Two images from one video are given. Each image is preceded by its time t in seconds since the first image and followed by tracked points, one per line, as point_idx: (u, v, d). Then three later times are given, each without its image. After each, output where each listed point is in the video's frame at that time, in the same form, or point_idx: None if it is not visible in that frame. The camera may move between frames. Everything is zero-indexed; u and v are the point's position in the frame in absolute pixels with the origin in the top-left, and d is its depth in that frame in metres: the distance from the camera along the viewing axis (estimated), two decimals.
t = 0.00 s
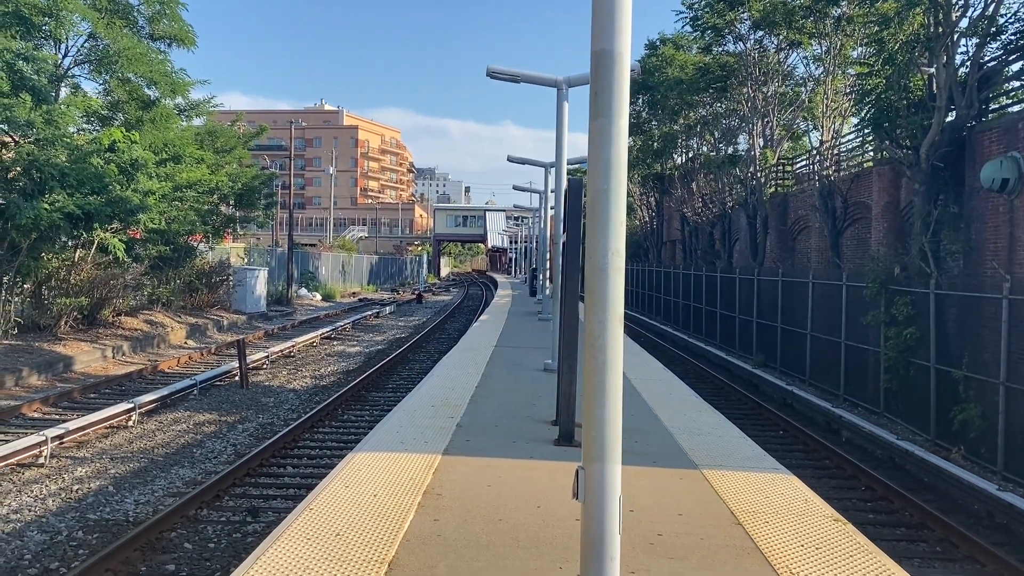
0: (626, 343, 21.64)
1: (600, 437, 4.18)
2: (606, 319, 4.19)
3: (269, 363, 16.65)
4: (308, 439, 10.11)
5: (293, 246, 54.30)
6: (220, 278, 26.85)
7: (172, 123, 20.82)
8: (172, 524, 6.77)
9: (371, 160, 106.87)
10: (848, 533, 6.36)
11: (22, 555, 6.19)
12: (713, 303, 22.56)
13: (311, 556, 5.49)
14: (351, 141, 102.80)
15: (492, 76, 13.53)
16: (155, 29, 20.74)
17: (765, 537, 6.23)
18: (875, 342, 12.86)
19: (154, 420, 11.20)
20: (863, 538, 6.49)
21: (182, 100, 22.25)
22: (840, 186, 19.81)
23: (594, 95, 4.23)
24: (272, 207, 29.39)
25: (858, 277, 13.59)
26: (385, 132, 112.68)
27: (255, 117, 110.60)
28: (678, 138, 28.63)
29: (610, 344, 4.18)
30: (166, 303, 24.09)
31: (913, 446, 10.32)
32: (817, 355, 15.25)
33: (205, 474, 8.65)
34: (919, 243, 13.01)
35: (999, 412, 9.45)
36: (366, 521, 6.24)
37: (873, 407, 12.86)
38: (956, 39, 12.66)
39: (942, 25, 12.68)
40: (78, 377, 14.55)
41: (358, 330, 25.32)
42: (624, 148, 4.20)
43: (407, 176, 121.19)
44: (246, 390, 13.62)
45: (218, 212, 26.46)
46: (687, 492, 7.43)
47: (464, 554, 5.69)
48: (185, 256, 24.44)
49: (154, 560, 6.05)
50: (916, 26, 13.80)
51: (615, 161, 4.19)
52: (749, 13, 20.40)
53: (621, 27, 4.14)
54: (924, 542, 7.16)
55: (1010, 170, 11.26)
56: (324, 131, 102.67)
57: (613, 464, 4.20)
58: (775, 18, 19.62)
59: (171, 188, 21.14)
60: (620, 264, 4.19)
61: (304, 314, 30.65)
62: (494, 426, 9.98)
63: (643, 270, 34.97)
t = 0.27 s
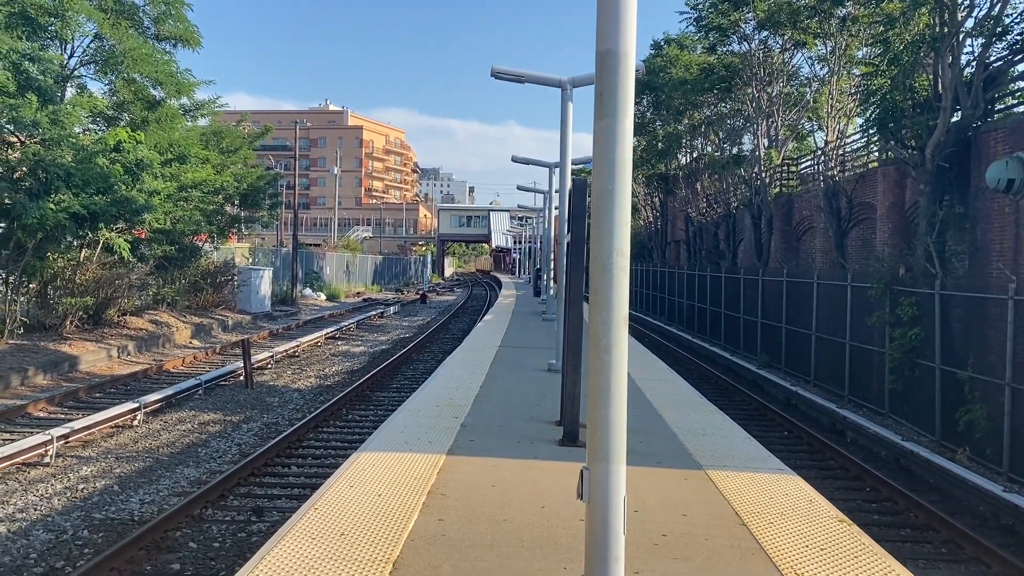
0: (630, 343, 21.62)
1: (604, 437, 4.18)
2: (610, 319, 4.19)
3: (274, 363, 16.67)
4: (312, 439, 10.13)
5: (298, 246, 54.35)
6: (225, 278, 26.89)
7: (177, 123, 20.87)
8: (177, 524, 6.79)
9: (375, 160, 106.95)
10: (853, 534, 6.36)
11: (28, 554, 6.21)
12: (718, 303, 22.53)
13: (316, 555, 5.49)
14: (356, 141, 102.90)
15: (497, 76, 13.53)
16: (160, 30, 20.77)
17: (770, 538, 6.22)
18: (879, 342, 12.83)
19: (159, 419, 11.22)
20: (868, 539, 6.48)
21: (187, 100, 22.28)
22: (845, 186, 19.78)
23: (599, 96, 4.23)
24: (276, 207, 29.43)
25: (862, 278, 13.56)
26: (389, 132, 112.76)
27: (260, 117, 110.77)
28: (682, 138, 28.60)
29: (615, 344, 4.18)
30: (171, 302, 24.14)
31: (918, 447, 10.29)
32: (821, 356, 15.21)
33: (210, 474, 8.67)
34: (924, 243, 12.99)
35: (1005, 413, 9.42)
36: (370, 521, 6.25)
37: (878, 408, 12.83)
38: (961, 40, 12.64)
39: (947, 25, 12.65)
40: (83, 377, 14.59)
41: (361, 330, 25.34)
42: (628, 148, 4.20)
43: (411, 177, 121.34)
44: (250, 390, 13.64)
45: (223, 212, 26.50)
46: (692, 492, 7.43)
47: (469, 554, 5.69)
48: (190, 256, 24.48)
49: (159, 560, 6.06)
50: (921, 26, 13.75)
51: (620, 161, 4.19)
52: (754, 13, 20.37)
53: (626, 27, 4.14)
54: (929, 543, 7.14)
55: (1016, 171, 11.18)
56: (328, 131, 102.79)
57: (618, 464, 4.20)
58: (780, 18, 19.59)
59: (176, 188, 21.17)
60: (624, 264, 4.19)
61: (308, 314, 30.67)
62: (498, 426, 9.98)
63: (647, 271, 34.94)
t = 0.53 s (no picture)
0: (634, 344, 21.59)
1: (609, 438, 4.18)
2: (615, 320, 4.19)
3: (278, 363, 16.69)
4: (317, 439, 10.14)
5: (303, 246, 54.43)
6: (229, 278, 26.94)
7: (182, 124, 20.92)
8: (182, 523, 6.79)
9: (379, 160, 107.03)
10: (858, 535, 6.34)
11: (34, 553, 6.22)
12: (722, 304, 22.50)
13: (321, 555, 5.49)
14: (361, 142, 103.02)
15: (502, 76, 13.53)
16: (166, 30, 20.80)
17: (775, 539, 6.21)
18: (885, 343, 12.80)
19: (164, 419, 11.24)
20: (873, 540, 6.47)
21: (193, 101, 22.32)
22: (850, 186, 19.74)
23: (603, 97, 4.22)
24: (281, 207, 29.47)
25: (868, 279, 13.53)
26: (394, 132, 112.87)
27: (265, 117, 111.00)
28: (687, 138, 28.57)
29: (619, 344, 4.18)
30: (177, 303, 24.18)
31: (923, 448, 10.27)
32: (826, 357, 15.18)
33: (215, 474, 8.68)
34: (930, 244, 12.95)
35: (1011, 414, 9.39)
36: (375, 521, 6.25)
37: (883, 409, 12.80)
38: (967, 40, 12.59)
39: (953, 26, 12.61)
40: (89, 377, 14.62)
41: (366, 331, 25.36)
42: (633, 148, 4.20)
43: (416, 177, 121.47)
44: (255, 390, 13.66)
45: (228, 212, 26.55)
46: (696, 493, 7.41)
47: (473, 555, 5.69)
48: (195, 257, 24.53)
49: (164, 560, 6.07)
50: (927, 26, 13.72)
51: (625, 162, 4.19)
52: (759, 13, 20.35)
53: (630, 28, 4.14)
54: (935, 545, 7.12)
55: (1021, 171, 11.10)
56: (333, 132, 102.94)
57: (622, 465, 4.19)
58: (785, 18, 19.56)
59: (182, 188, 21.20)
60: (629, 265, 4.19)
61: (313, 314, 30.70)
62: (503, 427, 9.97)
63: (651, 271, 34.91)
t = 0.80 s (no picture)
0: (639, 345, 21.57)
1: (613, 439, 4.17)
2: (620, 321, 4.19)
3: (283, 364, 16.71)
4: (321, 440, 10.15)
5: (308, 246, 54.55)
6: (235, 278, 26.99)
7: (188, 125, 20.97)
8: (187, 523, 6.81)
9: (384, 161, 107.13)
10: (863, 536, 6.33)
11: (39, 552, 6.24)
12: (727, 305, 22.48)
13: (325, 556, 5.50)
14: (366, 143, 103.14)
15: (507, 77, 13.53)
16: (172, 31, 20.83)
17: (779, 541, 6.19)
18: (890, 345, 12.77)
19: (169, 419, 11.27)
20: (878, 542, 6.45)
21: (198, 101, 22.37)
22: (855, 188, 19.71)
23: (609, 97, 4.22)
24: (286, 208, 29.52)
25: (873, 280, 13.50)
26: (399, 133, 112.98)
27: (270, 118, 111.24)
28: (692, 139, 28.55)
29: (624, 345, 4.18)
30: (182, 303, 24.24)
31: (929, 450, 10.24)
32: (832, 358, 15.15)
33: (219, 474, 8.69)
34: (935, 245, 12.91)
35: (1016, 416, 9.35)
36: (379, 522, 6.25)
37: (889, 411, 12.77)
38: (973, 41, 12.56)
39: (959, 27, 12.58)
40: (94, 377, 14.67)
41: (370, 331, 25.38)
42: (638, 149, 4.19)
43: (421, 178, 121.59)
44: (260, 390, 13.69)
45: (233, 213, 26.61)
46: (700, 494, 7.41)
47: (478, 555, 5.69)
48: (200, 257, 24.59)
49: (169, 559, 6.08)
50: (934, 27, 13.69)
51: (630, 162, 4.19)
52: (764, 14, 20.33)
53: (636, 29, 4.14)
54: (940, 547, 7.11)
55: None
56: (338, 132, 103.07)
57: (626, 465, 4.19)
58: (791, 19, 19.53)
59: (187, 189, 21.24)
60: (634, 265, 4.18)
61: (318, 314, 30.76)
62: (507, 428, 9.98)
63: (656, 273, 34.88)
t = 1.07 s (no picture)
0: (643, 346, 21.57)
1: (617, 440, 4.18)
2: (624, 324, 4.20)
3: (288, 365, 16.76)
4: (326, 441, 10.17)
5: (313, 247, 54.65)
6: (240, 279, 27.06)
7: (193, 127, 21.04)
8: (192, 523, 6.83)
9: (389, 162, 107.25)
10: (868, 539, 6.32)
11: (46, 552, 6.27)
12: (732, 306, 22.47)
13: (330, 556, 5.52)
14: (371, 144, 103.30)
15: (512, 79, 13.55)
16: (178, 33, 20.89)
17: (783, 543, 6.19)
18: (895, 347, 12.75)
19: (174, 420, 11.31)
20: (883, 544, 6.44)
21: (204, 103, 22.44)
22: (860, 190, 19.70)
23: (613, 99, 4.23)
24: (292, 209, 29.58)
25: (878, 282, 13.48)
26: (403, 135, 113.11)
27: (275, 119, 111.48)
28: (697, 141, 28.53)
29: (628, 347, 4.19)
30: (187, 304, 24.32)
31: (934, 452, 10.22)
32: (836, 360, 15.13)
33: (224, 474, 8.72)
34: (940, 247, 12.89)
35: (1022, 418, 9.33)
36: (384, 522, 6.27)
37: (893, 413, 12.75)
38: (978, 42, 12.52)
39: (965, 28, 12.55)
40: (100, 377, 14.72)
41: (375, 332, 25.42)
42: (643, 151, 4.20)
43: (425, 179, 121.74)
44: (264, 391, 13.72)
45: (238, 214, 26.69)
46: (705, 496, 7.41)
47: (482, 556, 5.70)
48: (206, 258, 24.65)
49: (174, 560, 6.10)
50: (939, 29, 13.67)
51: (634, 164, 4.19)
52: (769, 16, 20.33)
53: (640, 31, 4.15)
54: (945, 549, 7.09)
55: None
56: (343, 134, 103.25)
57: (630, 467, 4.19)
58: (796, 21, 19.52)
59: (193, 190, 21.30)
60: (638, 267, 4.19)
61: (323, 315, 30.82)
62: (512, 429, 9.99)
63: (660, 274, 34.88)
